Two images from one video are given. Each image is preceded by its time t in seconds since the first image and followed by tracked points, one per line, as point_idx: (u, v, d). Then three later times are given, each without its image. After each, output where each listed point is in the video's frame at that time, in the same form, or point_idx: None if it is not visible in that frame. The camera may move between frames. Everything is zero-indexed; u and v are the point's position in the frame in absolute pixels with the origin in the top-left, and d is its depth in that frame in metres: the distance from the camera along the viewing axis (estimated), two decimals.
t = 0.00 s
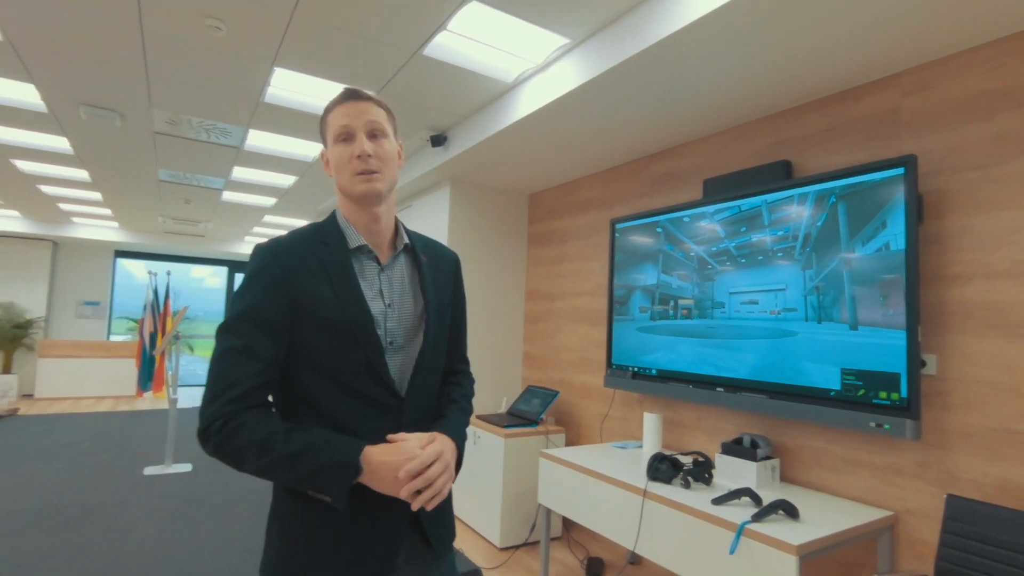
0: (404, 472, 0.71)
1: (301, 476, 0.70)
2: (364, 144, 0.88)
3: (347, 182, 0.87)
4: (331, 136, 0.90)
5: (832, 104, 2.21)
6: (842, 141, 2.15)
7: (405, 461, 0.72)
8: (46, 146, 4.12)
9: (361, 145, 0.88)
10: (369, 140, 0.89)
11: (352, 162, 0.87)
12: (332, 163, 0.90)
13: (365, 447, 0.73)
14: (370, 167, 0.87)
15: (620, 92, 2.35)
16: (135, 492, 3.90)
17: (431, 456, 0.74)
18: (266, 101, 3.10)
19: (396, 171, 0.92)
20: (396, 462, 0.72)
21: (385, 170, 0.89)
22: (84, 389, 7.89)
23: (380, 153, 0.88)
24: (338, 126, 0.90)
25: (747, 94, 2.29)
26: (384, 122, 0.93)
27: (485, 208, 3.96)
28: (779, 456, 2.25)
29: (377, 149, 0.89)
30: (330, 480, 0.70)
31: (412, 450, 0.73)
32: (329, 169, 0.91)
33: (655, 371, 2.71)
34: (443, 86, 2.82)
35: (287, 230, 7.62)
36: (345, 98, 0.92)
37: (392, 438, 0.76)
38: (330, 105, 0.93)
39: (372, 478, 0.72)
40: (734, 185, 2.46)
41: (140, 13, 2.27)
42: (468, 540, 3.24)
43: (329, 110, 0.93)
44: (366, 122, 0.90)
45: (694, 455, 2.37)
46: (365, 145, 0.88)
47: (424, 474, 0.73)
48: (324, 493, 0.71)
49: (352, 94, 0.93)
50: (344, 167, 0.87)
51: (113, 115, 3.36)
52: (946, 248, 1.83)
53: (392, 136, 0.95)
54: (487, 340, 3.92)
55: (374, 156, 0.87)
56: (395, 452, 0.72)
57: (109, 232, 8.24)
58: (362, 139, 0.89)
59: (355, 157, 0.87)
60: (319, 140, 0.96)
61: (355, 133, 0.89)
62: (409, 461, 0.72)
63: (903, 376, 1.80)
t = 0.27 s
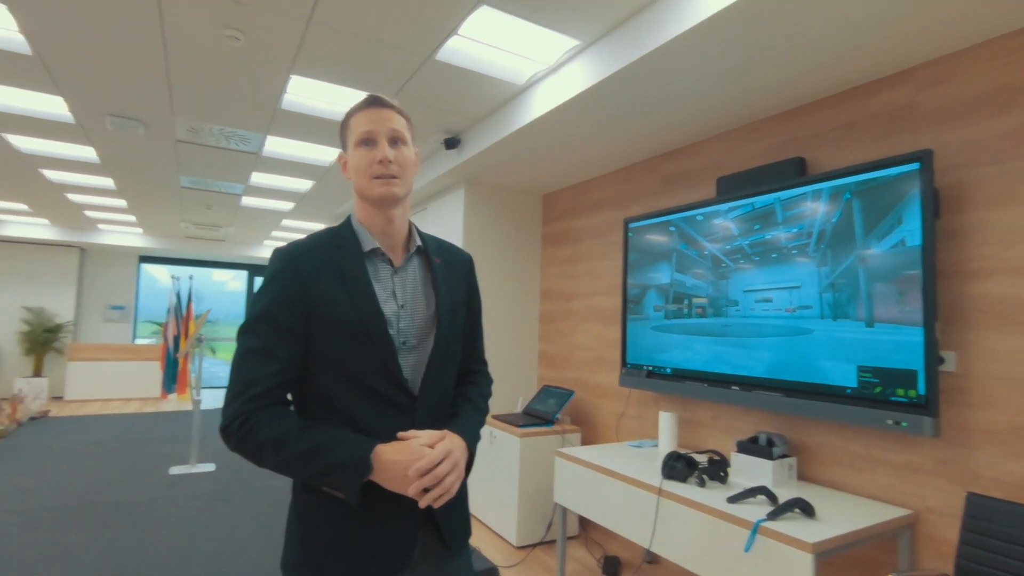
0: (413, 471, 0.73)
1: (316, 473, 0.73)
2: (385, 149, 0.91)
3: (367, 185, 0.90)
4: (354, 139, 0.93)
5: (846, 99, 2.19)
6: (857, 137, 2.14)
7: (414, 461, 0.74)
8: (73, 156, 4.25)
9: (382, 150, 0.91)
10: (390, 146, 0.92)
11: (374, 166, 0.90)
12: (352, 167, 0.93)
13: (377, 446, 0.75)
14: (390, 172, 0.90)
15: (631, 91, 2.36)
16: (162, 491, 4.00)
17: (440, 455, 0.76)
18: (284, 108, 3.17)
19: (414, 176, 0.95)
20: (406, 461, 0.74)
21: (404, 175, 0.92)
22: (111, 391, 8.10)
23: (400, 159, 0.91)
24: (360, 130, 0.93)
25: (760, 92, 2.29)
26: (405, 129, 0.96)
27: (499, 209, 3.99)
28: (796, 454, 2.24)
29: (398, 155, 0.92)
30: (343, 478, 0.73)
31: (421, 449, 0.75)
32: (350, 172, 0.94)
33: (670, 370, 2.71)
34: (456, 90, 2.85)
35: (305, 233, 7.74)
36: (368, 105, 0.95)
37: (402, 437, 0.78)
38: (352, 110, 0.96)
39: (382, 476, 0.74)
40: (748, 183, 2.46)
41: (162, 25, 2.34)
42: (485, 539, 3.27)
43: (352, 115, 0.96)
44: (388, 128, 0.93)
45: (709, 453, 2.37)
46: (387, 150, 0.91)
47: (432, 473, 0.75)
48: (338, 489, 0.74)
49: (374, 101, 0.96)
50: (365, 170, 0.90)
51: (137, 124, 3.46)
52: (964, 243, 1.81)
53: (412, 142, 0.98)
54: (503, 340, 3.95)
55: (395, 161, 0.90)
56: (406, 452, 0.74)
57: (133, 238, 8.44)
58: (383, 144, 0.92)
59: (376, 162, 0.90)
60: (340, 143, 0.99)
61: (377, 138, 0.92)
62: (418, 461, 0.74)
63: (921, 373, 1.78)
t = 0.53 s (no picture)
0: (459, 471, 0.76)
1: (366, 472, 0.77)
2: (433, 162, 0.95)
3: (413, 195, 0.94)
4: (402, 151, 0.97)
5: (900, 90, 2.10)
6: (912, 128, 2.05)
7: (460, 461, 0.77)
8: (142, 173, 4.55)
9: (430, 163, 0.95)
10: (437, 158, 0.96)
11: (421, 177, 0.94)
12: (399, 177, 0.97)
13: (424, 448, 0.79)
14: (436, 184, 0.94)
15: (671, 91, 2.33)
16: (224, 488, 4.22)
17: (485, 456, 0.79)
18: (332, 122, 3.30)
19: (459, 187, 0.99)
20: (452, 461, 0.77)
21: (450, 187, 0.96)
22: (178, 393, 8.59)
23: (447, 171, 0.95)
24: (409, 142, 0.97)
25: (806, 85, 2.22)
26: (451, 143, 1.00)
27: (541, 213, 4.02)
28: (851, 460, 2.16)
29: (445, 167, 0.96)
30: (392, 476, 0.77)
31: (467, 450, 0.79)
32: (398, 182, 0.98)
33: (717, 372, 2.66)
34: (496, 97, 2.90)
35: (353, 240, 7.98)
36: (417, 119, 0.99)
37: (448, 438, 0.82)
38: (401, 123, 1.01)
39: (430, 476, 0.77)
40: (795, 180, 2.39)
41: (220, 48, 2.49)
42: (531, 541, 3.29)
43: (401, 128, 1.00)
44: (436, 141, 0.97)
45: (759, 458, 2.31)
46: (435, 163, 0.95)
47: (476, 471, 0.78)
48: (388, 487, 0.78)
49: (423, 115, 1.00)
50: (412, 181, 0.94)
51: (198, 142, 3.68)
52: None
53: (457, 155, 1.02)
54: (546, 343, 3.96)
55: (442, 173, 0.94)
56: (452, 453, 0.78)
57: (195, 248, 8.94)
58: (431, 157, 0.96)
59: (424, 173, 0.94)
60: (388, 155, 1.03)
61: (425, 151, 0.96)
62: (464, 461, 0.77)
63: (986, 375, 1.69)
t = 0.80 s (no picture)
0: (493, 470, 0.78)
1: (402, 469, 0.80)
2: (463, 171, 0.98)
3: (444, 203, 0.97)
4: (433, 161, 1.00)
5: (939, 81, 2.04)
6: (952, 121, 1.98)
7: (494, 460, 0.79)
8: (185, 184, 4.75)
9: (460, 172, 0.98)
10: (467, 167, 0.99)
11: (452, 186, 0.97)
12: (430, 186, 1.00)
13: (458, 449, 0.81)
14: (466, 192, 0.97)
15: (699, 90, 2.32)
16: (264, 487, 4.36)
17: (518, 456, 0.81)
18: (364, 131, 3.39)
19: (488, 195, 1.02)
20: (486, 461, 0.80)
21: (479, 194, 0.99)
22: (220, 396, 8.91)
23: (476, 179, 0.98)
24: (439, 152, 1.00)
25: (839, 80, 2.17)
26: (480, 151, 1.03)
27: (569, 215, 4.03)
28: (892, 464, 2.09)
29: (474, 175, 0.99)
30: (428, 474, 0.79)
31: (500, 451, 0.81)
32: (428, 191, 1.01)
33: (750, 374, 2.63)
34: (524, 101, 2.93)
35: (385, 245, 8.13)
36: (446, 129, 1.02)
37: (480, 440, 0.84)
38: (431, 133, 1.04)
39: (465, 475, 0.80)
40: (829, 176, 2.33)
41: (257, 63, 2.59)
42: (563, 543, 3.30)
43: (431, 137, 1.03)
44: (466, 150, 1.00)
45: (794, 461, 2.27)
46: (465, 172, 0.98)
47: (511, 471, 0.80)
48: (423, 485, 0.81)
49: (452, 125, 1.03)
50: (443, 190, 0.97)
51: (237, 153, 3.82)
52: None
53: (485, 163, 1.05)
54: (576, 345, 3.96)
55: (471, 182, 0.97)
56: (486, 453, 0.80)
57: (235, 255, 9.25)
58: (461, 166, 0.99)
59: (455, 182, 0.97)
60: (418, 164, 1.06)
61: (455, 160, 0.99)
62: (498, 461, 0.79)
63: None
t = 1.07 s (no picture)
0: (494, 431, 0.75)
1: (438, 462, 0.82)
2: (494, 178, 1.01)
3: (476, 210, 1.00)
4: (465, 168, 1.03)
5: (987, 71, 1.97)
6: (1002, 112, 1.90)
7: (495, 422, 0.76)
8: (229, 194, 4.95)
9: (491, 179, 1.01)
10: (497, 174, 1.02)
11: (483, 192, 1.00)
12: (462, 193, 1.03)
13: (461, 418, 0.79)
14: (497, 198, 1.00)
15: (732, 89, 2.29)
16: (306, 486, 4.49)
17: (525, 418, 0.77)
18: (398, 138, 3.47)
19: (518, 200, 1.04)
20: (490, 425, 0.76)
21: (509, 200, 1.01)
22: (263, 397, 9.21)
23: (506, 186, 1.01)
24: (471, 159, 1.03)
25: (880, 74, 2.12)
26: (509, 159, 1.05)
27: (601, 216, 4.02)
28: (942, 468, 2.02)
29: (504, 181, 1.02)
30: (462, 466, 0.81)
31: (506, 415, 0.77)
32: (460, 197, 1.04)
33: (789, 375, 2.57)
34: (555, 104, 2.95)
35: (419, 249, 8.25)
36: (478, 138, 1.05)
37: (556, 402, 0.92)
38: (463, 142, 1.07)
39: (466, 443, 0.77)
40: (870, 172, 2.27)
41: (297, 76, 2.69)
42: (598, 545, 3.29)
43: (463, 146, 1.06)
44: (497, 158, 1.03)
45: (837, 464, 2.21)
46: (495, 178, 1.00)
47: (518, 429, 0.75)
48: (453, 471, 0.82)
49: (483, 134, 1.06)
50: (475, 196, 1.00)
51: (278, 162, 3.96)
52: None
53: (515, 169, 1.07)
54: (610, 347, 3.95)
55: (502, 188, 1.00)
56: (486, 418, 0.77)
57: (275, 261, 9.55)
58: (492, 173, 1.02)
59: (485, 188, 1.00)
60: (451, 172, 1.09)
61: (486, 168, 1.02)
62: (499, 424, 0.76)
63: None
